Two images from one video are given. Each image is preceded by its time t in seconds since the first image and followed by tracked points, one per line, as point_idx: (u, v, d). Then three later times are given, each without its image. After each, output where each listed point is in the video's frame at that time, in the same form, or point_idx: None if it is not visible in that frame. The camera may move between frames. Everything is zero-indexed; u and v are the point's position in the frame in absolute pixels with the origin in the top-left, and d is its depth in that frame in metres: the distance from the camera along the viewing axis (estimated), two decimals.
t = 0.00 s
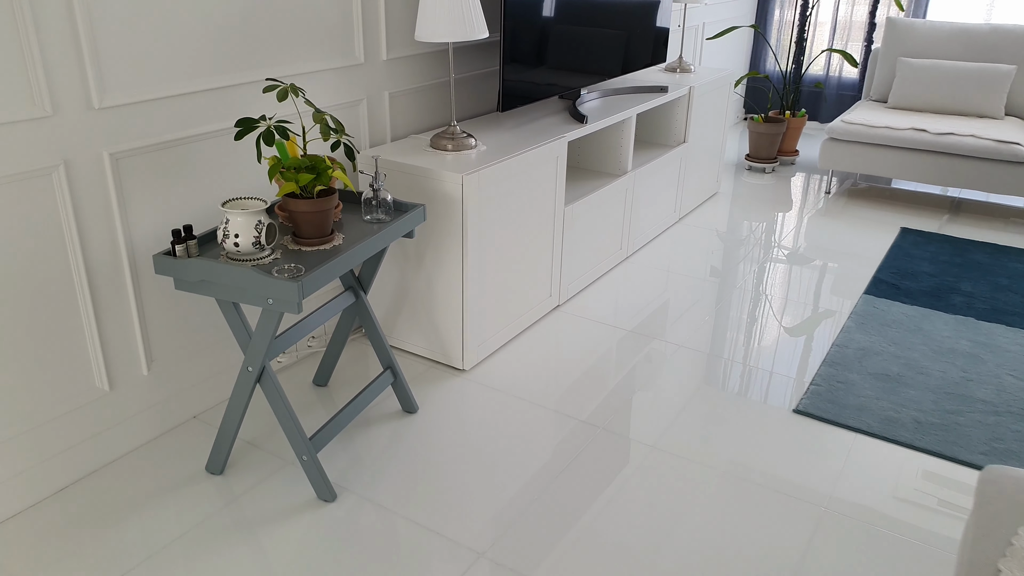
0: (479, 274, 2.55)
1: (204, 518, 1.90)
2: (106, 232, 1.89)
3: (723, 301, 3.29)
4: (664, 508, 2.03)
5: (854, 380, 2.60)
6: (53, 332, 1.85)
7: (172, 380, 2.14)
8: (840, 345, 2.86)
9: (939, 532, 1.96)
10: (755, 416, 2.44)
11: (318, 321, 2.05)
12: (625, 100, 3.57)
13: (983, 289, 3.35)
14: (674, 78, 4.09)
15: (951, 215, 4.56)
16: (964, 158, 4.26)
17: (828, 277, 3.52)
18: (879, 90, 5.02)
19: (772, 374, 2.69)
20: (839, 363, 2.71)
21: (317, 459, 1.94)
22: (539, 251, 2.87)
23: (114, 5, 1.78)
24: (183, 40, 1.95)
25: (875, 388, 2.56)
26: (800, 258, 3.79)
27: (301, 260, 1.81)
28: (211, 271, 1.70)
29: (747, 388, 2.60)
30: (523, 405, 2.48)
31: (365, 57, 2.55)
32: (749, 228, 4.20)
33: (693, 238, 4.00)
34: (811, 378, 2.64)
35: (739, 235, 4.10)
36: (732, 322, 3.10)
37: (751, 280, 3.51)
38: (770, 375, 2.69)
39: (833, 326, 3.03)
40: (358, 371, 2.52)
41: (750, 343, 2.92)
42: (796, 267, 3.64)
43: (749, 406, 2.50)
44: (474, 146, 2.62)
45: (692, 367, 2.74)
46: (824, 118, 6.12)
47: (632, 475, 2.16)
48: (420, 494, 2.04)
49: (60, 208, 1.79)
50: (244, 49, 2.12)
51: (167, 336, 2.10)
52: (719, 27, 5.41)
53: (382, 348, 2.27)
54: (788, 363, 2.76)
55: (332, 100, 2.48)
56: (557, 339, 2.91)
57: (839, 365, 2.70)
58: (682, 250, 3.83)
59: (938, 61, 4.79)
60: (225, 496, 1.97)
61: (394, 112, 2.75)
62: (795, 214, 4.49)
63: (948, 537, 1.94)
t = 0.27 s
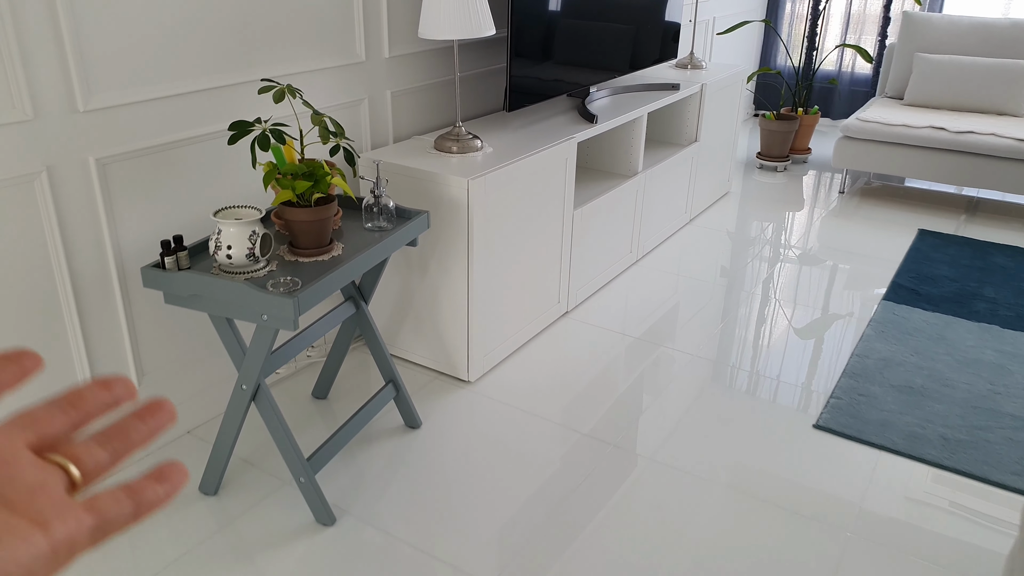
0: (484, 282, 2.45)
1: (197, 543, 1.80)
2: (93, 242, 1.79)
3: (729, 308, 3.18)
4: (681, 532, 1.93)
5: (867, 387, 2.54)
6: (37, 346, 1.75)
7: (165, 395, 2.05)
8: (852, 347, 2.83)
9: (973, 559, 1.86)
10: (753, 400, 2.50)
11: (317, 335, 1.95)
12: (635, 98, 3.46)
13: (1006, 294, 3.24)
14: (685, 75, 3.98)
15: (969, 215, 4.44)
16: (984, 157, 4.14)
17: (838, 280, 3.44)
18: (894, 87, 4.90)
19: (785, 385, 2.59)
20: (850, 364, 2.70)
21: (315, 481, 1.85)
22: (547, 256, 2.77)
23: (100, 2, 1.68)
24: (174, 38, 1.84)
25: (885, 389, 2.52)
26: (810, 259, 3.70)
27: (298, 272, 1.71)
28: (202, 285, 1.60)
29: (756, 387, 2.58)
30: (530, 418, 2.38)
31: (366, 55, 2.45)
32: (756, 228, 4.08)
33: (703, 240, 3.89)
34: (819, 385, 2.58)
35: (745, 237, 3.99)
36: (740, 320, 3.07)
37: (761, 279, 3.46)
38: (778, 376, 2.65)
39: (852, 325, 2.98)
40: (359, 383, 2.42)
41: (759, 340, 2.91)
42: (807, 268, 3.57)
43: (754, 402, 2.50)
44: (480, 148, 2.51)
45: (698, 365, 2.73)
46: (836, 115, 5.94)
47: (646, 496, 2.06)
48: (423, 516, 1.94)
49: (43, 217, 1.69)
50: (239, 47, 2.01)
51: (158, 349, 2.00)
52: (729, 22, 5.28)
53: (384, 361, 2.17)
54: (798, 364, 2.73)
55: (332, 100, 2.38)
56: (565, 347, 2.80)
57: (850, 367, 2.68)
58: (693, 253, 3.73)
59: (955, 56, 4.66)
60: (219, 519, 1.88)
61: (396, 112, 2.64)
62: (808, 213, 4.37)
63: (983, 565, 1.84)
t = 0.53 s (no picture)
0: (489, 298, 2.35)
1: None
2: (74, 261, 1.70)
3: (737, 317, 3.11)
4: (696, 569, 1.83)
5: (880, 400, 2.49)
6: (14, 373, 1.65)
7: (152, 419, 1.95)
8: (862, 354, 2.80)
9: None
10: (763, 413, 2.46)
11: (311, 358, 1.85)
12: (644, 103, 3.35)
13: None
14: (696, 78, 3.87)
15: (986, 220, 4.31)
16: (1003, 163, 4.03)
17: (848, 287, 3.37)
18: (909, 89, 4.77)
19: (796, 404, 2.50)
20: (860, 372, 2.68)
21: (309, 514, 1.75)
22: (553, 269, 2.67)
23: (80, 8, 1.58)
24: (161, 46, 1.75)
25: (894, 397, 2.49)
26: (821, 264, 3.63)
27: (291, 296, 1.61)
28: (187, 311, 1.50)
29: (764, 391, 2.58)
30: (536, 442, 2.28)
31: (365, 61, 2.35)
32: (766, 234, 3.99)
33: (714, 247, 3.78)
34: (830, 391, 2.57)
35: (753, 241, 3.90)
36: (748, 324, 3.05)
37: (771, 283, 3.42)
38: (788, 381, 2.64)
39: (865, 335, 2.93)
40: (358, 403, 2.33)
41: (767, 343, 2.91)
42: (817, 272, 3.53)
43: (765, 406, 2.50)
44: (484, 158, 2.41)
45: (707, 368, 2.73)
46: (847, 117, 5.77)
47: (658, 528, 1.96)
48: (424, 551, 1.85)
49: (20, 237, 1.59)
50: (230, 54, 1.92)
51: (146, 372, 1.90)
52: (739, 22, 5.16)
53: (383, 383, 2.06)
54: (807, 369, 2.71)
55: (329, 108, 2.28)
56: (572, 364, 2.70)
57: (861, 375, 2.66)
58: (703, 261, 3.63)
59: (972, 58, 4.53)
60: (208, 553, 1.78)
61: (397, 120, 2.54)
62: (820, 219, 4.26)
63: None
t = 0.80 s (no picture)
0: (499, 313, 2.26)
1: None
2: (62, 278, 1.61)
3: (746, 325, 3.05)
4: None
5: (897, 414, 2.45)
6: None
7: (146, 440, 1.86)
8: (875, 363, 2.77)
9: None
10: (784, 434, 2.39)
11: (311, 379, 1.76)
12: (658, 107, 3.26)
13: None
14: (709, 81, 3.77)
15: (1006, 225, 4.18)
16: None
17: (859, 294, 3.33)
18: (927, 92, 4.66)
19: (813, 423, 2.44)
20: (872, 383, 2.65)
21: (309, 545, 1.66)
22: (564, 281, 2.58)
23: (69, 11, 1.49)
24: (157, 51, 1.66)
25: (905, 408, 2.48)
26: (837, 269, 3.58)
27: (290, 318, 1.52)
28: (179, 334, 1.41)
29: (775, 398, 2.57)
30: (547, 464, 2.20)
31: (370, 65, 2.26)
32: (777, 238, 3.92)
33: (728, 255, 3.69)
34: (841, 395, 2.58)
35: (762, 246, 3.81)
36: (759, 330, 3.03)
37: (781, 286, 3.40)
38: (799, 386, 2.64)
39: (879, 344, 2.90)
40: (361, 421, 2.24)
41: (778, 347, 2.90)
42: (829, 278, 3.48)
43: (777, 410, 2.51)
44: (493, 166, 2.32)
45: (717, 371, 2.73)
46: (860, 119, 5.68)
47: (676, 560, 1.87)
48: None
49: (4, 253, 1.50)
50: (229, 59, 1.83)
51: (139, 392, 1.81)
52: (752, 23, 5.05)
53: (387, 404, 1.97)
54: (818, 376, 2.70)
55: (332, 114, 2.19)
56: (583, 380, 2.62)
57: (874, 384, 2.64)
58: (716, 269, 3.54)
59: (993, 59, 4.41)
60: None
61: (402, 125, 2.45)
62: (835, 223, 4.15)
63: None
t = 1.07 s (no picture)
0: (515, 331, 2.18)
1: None
2: (63, 298, 1.53)
3: (757, 336, 2.98)
4: None
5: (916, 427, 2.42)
6: None
7: (150, 465, 1.79)
8: (888, 372, 2.74)
9: None
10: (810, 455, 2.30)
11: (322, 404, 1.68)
12: (676, 113, 3.18)
13: None
14: (727, 86, 3.68)
15: None
16: None
17: (874, 300, 3.28)
18: (947, 97, 4.51)
19: (846, 441, 2.37)
20: (886, 393, 2.62)
21: None
22: (582, 296, 2.50)
23: (73, 20, 1.42)
24: (164, 60, 1.60)
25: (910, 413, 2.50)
26: (853, 276, 3.50)
27: (302, 343, 1.44)
28: (185, 364, 1.33)
29: (786, 405, 2.55)
30: (565, 488, 2.12)
31: (382, 72, 2.19)
32: (787, 243, 3.84)
33: (745, 264, 3.59)
34: (855, 403, 2.57)
35: (775, 254, 3.72)
36: (780, 343, 2.94)
37: (793, 290, 3.36)
38: (812, 394, 2.62)
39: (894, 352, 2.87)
40: (373, 442, 2.17)
41: (790, 353, 2.87)
42: (844, 285, 3.42)
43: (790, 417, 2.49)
44: (509, 177, 2.24)
45: (730, 377, 2.70)
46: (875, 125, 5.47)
47: None
48: None
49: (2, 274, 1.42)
50: (239, 68, 1.76)
51: (143, 415, 1.74)
52: (768, 26, 4.95)
53: (401, 427, 1.89)
54: (831, 384, 2.68)
55: (343, 124, 2.12)
56: (600, 399, 2.53)
57: (888, 392, 2.62)
58: (733, 278, 3.45)
59: (1015, 64, 4.27)
60: None
61: (415, 135, 2.38)
62: (852, 228, 4.04)
63: None
